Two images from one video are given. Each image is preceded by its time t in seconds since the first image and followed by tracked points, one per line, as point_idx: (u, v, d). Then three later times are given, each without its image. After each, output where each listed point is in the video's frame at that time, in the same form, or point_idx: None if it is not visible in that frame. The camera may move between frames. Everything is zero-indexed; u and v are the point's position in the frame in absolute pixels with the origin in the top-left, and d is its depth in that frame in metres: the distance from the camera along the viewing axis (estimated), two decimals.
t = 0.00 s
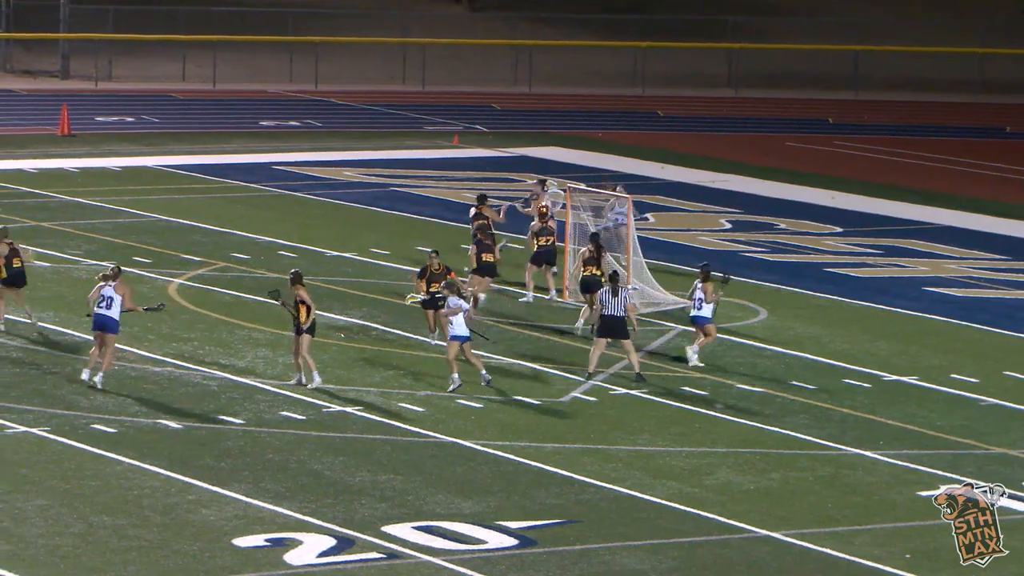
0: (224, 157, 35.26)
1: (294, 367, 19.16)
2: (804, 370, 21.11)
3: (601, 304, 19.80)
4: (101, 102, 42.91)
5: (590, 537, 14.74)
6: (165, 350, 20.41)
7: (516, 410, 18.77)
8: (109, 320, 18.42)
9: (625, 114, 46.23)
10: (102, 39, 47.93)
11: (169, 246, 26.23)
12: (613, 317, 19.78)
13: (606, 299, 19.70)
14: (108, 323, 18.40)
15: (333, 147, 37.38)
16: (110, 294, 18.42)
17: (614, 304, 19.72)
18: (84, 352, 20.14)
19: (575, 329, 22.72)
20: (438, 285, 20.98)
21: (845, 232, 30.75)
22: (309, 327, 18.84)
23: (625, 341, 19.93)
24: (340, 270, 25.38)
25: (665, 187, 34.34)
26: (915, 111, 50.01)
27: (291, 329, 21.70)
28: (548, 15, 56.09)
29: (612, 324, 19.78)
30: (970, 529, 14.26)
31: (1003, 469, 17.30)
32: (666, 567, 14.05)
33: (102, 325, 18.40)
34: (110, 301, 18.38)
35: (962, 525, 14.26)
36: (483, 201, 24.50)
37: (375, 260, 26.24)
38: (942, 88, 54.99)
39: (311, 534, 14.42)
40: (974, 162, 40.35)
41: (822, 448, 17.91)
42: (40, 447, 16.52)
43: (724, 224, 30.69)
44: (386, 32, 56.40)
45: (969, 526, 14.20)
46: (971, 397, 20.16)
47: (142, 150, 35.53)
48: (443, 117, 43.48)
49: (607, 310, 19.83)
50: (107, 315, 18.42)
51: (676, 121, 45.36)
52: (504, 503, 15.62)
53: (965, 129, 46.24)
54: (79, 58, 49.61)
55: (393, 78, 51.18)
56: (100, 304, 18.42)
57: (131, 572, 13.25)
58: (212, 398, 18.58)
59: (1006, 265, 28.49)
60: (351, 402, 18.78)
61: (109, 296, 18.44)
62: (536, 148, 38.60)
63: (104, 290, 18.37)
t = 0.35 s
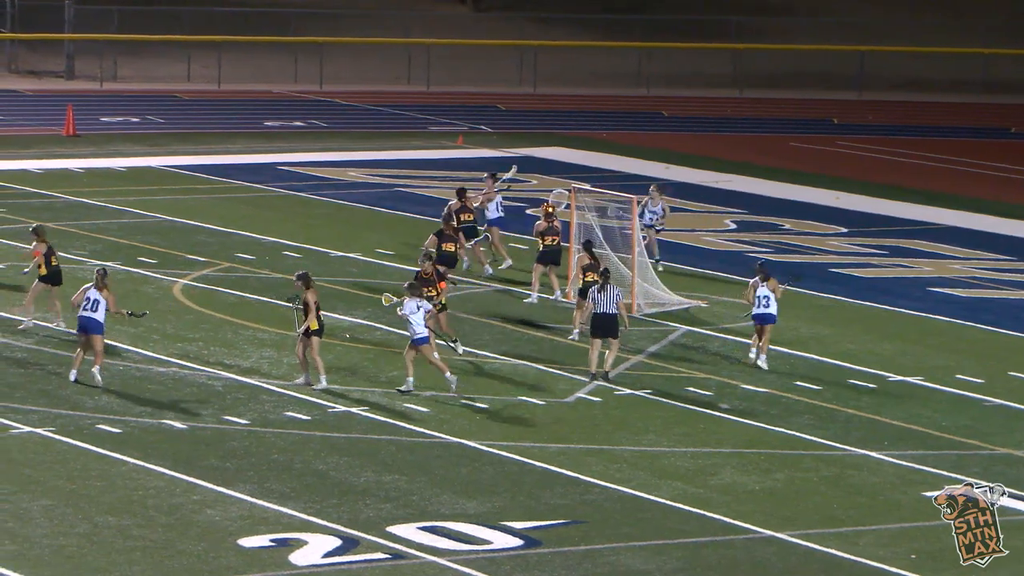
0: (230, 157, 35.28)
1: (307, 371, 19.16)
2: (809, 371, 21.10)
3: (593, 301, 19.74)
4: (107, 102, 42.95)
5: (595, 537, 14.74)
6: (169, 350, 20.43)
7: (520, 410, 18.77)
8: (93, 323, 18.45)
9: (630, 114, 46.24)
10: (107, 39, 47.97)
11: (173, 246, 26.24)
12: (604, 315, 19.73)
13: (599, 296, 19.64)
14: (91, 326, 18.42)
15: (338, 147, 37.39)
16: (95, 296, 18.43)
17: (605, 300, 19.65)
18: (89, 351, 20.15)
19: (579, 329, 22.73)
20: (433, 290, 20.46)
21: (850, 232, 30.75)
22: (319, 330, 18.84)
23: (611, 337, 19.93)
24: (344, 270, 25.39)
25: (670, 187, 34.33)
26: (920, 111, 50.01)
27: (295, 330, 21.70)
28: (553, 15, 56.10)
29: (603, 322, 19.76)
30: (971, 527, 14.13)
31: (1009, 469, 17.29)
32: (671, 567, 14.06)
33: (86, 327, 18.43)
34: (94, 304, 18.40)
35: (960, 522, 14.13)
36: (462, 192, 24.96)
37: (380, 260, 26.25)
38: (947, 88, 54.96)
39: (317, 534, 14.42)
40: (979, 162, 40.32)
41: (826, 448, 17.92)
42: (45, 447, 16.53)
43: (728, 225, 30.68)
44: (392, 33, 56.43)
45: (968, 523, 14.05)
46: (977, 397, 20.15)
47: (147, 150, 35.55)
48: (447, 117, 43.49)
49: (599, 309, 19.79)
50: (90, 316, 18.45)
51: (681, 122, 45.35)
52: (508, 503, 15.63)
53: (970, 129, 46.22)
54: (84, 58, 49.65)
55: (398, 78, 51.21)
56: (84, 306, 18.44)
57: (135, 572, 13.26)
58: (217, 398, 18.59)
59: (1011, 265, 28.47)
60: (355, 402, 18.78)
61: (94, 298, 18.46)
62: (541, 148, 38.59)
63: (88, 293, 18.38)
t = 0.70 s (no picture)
0: (241, 158, 35.31)
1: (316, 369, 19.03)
2: (821, 372, 21.08)
3: (600, 301, 19.70)
4: (118, 103, 43.00)
5: (606, 538, 14.73)
6: (181, 351, 20.45)
7: (532, 411, 18.77)
8: (103, 318, 18.85)
9: (641, 115, 46.23)
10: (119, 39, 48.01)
11: (185, 247, 26.27)
12: (610, 315, 19.67)
13: (606, 296, 19.61)
14: (101, 322, 18.84)
15: (349, 148, 37.40)
16: (104, 292, 18.82)
17: (613, 301, 19.62)
18: (101, 352, 20.18)
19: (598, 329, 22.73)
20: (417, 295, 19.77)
21: (861, 233, 30.74)
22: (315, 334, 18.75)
23: (612, 340, 19.84)
24: (355, 270, 25.41)
25: (681, 188, 34.31)
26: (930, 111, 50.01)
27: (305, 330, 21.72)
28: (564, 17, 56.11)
29: (607, 323, 19.67)
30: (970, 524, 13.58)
31: (1020, 471, 17.27)
32: (681, 568, 14.05)
33: (96, 322, 18.85)
34: (103, 301, 18.80)
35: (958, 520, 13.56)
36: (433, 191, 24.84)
37: (391, 260, 26.28)
38: (958, 89, 54.90)
39: (328, 535, 14.41)
40: (991, 163, 40.27)
41: (837, 449, 17.90)
42: (57, 447, 16.55)
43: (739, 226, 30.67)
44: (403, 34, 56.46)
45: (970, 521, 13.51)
46: (990, 399, 20.12)
47: (158, 151, 35.57)
48: (458, 118, 43.48)
49: (604, 307, 19.71)
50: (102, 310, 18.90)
51: (692, 122, 45.33)
52: (519, 503, 15.64)
53: (981, 130, 46.17)
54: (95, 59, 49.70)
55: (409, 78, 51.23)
56: (94, 302, 18.84)
57: (146, 572, 13.27)
58: (228, 399, 18.60)
59: None
60: (366, 402, 18.78)
61: (103, 294, 18.85)
62: (552, 149, 38.59)
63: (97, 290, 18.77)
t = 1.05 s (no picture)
0: (259, 163, 35.32)
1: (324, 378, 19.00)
2: (838, 376, 21.06)
3: (600, 308, 19.66)
4: (137, 108, 43.04)
5: (624, 543, 14.72)
6: (198, 355, 20.45)
7: (549, 416, 18.74)
8: (140, 322, 18.91)
9: (659, 120, 46.18)
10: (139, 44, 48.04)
11: (203, 251, 26.28)
12: (610, 322, 19.64)
13: (605, 303, 19.58)
14: (138, 324, 18.88)
15: (367, 152, 37.40)
16: (147, 298, 19.02)
17: (614, 307, 19.61)
18: (119, 356, 20.19)
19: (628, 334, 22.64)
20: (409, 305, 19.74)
21: (880, 237, 30.69)
22: (296, 338, 18.60)
23: (618, 345, 19.78)
24: (373, 275, 25.41)
25: (700, 193, 34.25)
26: (950, 115, 49.91)
27: (324, 335, 21.72)
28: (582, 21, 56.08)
29: (609, 330, 19.62)
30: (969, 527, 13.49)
31: None
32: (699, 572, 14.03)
33: (132, 324, 18.89)
34: (145, 304, 18.96)
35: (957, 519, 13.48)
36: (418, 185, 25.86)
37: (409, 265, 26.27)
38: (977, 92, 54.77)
39: (345, 540, 14.41)
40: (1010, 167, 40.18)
41: (855, 454, 17.88)
42: (74, 451, 16.57)
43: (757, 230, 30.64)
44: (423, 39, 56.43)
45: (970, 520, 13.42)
46: (1008, 404, 20.07)
47: (177, 156, 35.59)
48: (476, 123, 43.48)
49: (605, 315, 19.67)
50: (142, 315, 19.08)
51: (710, 127, 45.27)
52: (536, 507, 15.63)
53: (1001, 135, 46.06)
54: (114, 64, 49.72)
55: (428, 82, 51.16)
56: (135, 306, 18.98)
57: None
58: (247, 403, 18.62)
59: None
60: (384, 406, 18.77)
61: (146, 300, 19.03)
62: (571, 154, 38.56)
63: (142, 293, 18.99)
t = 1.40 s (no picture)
0: (285, 169, 35.33)
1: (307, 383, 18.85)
2: (865, 383, 21.02)
3: (605, 314, 19.67)
4: (163, 115, 43.08)
5: (651, 549, 14.70)
6: (226, 362, 20.45)
7: (576, 422, 18.71)
8: (210, 313, 19.69)
9: (684, 127, 46.09)
10: (163, 50, 48.09)
11: (230, 258, 26.29)
12: (617, 326, 19.62)
13: (609, 308, 19.58)
14: (208, 316, 19.68)
15: (392, 159, 37.39)
16: (213, 288, 19.71)
17: (619, 312, 19.59)
18: (147, 362, 20.21)
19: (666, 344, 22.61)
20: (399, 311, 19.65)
21: (906, 244, 30.62)
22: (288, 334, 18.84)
23: (625, 349, 19.76)
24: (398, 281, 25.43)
25: (725, 199, 34.20)
26: (978, 123, 49.73)
27: (351, 342, 21.71)
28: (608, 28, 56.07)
29: (615, 334, 19.59)
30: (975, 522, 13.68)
31: None
32: None
33: (203, 318, 19.68)
34: (212, 295, 19.68)
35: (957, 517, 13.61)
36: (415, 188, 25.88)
37: (435, 272, 26.27)
38: (1004, 99, 54.59)
39: (372, 546, 14.42)
40: None
41: (882, 461, 17.83)
42: (102, 458, 16.59)
43: (784, 237, 30.60)
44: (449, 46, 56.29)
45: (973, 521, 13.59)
46: None
47: (203, 162, 35.62)
48: (502, 129, 43.44)
49: (611, 319, 19.66)
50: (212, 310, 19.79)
51: (736, 133, 45.18)
52: (563, 513, 15.63)
53: None
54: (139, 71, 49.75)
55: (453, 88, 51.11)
56: (203, 298, 19.71)
57: None
58: (275, 409, 18.63)
59: None
60: (411, 413, 18.75)
61: (213, 291, 19.71)
62: (596, 160, 38.52)
63: (206, 286, 19.67)
